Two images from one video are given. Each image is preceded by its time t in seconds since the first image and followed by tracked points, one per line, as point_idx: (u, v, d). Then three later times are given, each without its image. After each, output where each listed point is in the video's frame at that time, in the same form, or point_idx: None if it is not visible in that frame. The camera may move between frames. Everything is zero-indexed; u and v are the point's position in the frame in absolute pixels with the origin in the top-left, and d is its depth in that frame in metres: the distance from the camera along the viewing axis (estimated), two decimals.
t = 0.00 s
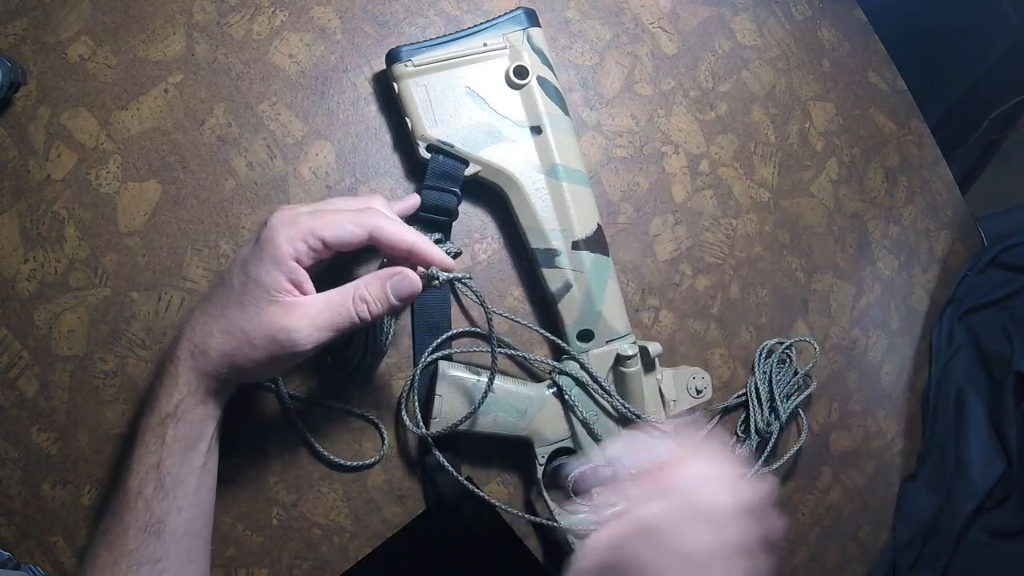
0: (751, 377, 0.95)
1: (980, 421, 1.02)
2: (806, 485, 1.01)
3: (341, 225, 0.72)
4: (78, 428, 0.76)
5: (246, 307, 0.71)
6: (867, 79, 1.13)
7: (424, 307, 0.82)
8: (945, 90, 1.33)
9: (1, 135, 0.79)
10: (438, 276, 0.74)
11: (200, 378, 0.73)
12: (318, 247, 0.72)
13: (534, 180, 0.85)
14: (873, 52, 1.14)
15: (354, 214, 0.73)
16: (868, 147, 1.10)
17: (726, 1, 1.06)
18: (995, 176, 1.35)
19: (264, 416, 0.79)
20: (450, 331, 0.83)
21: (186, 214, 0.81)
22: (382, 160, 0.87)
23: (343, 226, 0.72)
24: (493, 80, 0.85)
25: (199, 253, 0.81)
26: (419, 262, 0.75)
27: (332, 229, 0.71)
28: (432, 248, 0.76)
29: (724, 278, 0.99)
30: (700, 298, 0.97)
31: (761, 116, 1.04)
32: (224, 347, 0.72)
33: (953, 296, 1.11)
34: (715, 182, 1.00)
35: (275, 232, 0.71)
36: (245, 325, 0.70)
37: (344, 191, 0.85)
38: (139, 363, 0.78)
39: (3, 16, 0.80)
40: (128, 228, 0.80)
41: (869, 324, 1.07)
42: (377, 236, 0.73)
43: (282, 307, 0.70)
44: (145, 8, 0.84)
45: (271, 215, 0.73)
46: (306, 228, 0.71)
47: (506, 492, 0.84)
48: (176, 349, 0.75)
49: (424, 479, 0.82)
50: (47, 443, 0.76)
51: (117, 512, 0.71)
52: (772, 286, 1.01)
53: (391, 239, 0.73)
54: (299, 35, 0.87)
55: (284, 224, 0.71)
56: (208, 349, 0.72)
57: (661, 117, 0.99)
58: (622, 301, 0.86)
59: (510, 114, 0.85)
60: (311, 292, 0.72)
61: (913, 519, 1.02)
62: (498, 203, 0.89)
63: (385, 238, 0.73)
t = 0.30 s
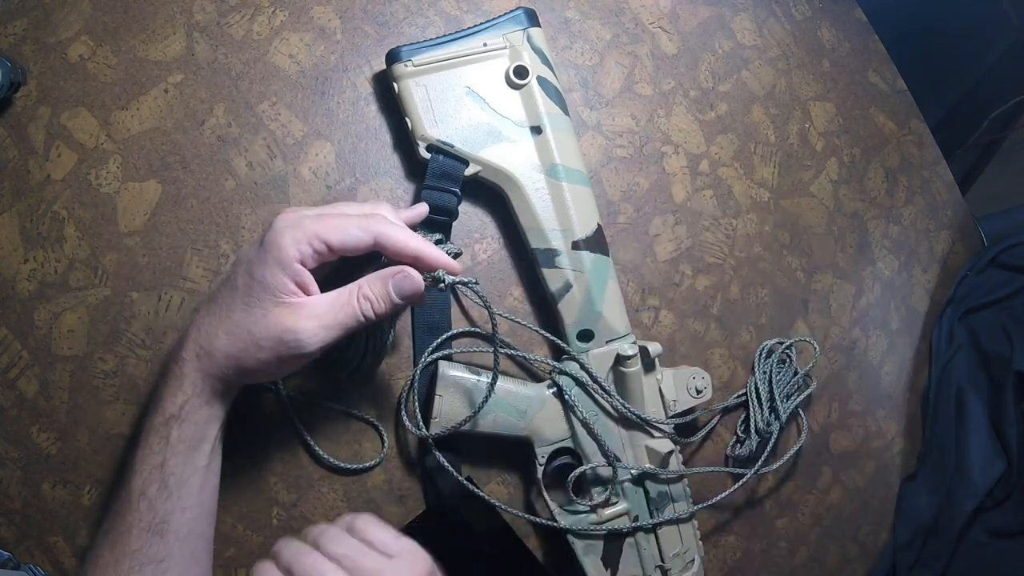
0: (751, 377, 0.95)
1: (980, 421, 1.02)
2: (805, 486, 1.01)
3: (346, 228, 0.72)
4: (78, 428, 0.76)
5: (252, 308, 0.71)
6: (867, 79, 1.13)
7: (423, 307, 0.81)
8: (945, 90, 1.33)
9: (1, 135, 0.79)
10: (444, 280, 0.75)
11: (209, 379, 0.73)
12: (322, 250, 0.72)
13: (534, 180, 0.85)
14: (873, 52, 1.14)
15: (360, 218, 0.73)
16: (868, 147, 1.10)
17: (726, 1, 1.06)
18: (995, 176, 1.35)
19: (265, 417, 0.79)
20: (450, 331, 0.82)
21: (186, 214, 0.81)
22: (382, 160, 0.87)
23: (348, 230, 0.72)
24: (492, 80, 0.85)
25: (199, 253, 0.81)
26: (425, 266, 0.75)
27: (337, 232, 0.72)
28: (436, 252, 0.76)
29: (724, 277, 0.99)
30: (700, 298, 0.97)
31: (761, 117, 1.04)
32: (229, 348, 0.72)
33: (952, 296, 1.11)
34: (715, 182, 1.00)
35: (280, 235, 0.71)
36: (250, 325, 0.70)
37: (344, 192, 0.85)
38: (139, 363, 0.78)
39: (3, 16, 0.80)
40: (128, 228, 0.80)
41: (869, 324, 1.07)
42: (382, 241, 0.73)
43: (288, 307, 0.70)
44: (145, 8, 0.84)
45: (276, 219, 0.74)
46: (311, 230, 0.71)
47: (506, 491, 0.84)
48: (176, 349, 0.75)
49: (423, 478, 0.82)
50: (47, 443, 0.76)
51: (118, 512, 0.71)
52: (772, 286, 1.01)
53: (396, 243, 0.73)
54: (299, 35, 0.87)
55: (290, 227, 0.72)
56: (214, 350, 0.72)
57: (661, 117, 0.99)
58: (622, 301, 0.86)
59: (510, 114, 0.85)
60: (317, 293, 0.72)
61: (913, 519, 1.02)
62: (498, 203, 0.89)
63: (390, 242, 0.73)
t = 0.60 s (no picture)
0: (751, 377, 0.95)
1: (981, 421, 1.03)
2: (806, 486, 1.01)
3: (346, 227, 0.72)
4: (78, 428, 0.76)
5: (265, 315, 0.72)
6: (867, 79, 1.13)
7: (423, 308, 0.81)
8: (945, 90, 1.33)
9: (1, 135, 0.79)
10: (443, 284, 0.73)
11: (218, 385, 0.74)
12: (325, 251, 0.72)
13: (534, 180, 0.85)
14: (872, 52, 1.14)
15: (359, 216, 0.73)
16: (868, 147, 1.10)
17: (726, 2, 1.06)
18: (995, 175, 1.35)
19: (265, 418, 0.79)
20: (450, 331, 0.83)
21: (186, 214, 0.81)
22: (382, 160, 0.87)
23: (348, 229, 0.72)
24: (492, 80, 0.85)
25: (199, 253, 0.81)
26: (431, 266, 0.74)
27: (336, 232, 0.72)
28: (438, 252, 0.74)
29: (724, 277, 0.99)
30: (700, 298, 0.97)
31: (761, 117, 1.04)
32: (247, 358, 0.73)
33: (952, 296, 1.11)
34: (715, 182, 1.00)
35: (284, 242, 0.71)
36: (265, 333, 0.72)
37: (344, 191, 0.85)
38: (139, 363, 0.78)
39: (3, 16, 0.80)
40: (128, 228, 0.80)
41: (869, 324, 1.07)
42: (383, 237, 0.72)
43: (302, 313, 0.71)
44: (145, 8, 0.84)
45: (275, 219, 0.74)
46: (313, 236, 0.71)
47: (506, 491, 0.84)
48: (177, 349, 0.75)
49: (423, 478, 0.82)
50: (47, 443, 0.76)
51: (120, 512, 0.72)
52: (772, 286, 1.01)
53: (397, 239, 0.72)
54: (299, 35, 0.87)
55: (290, 229, 0.71)
56: (226, 358, 0.73)
57: (661, 117, 0.99)
58: (622, 301, 0.86)
59: (510, 114, 0.85)
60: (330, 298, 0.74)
61: (913, 519, 1.02)
62: (498, 203, 0.89)
63: (390, 237, 0.72)
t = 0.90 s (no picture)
0: (751, 377, 0.95)
1: (980, 421, 1.03)
2: (806, 486, 1.01)
3: (336, 227, 0.67)
4: (78, 428, 0.76)
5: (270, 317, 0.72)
6: (867, 79, 1.13)
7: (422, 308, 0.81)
8: (945, 90, 1.33)
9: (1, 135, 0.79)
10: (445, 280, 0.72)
11: (227, 389, 0.74)
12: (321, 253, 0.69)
13: (534, 180, 0.85)
14: (873, 52, 1.14)
15: (348, 211, 0.67)
16: (868, 147, 1.10)
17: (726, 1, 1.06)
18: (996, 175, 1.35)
19: (267, 417, 0.80)
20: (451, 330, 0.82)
21: (186, 214, 0.81)
22: (382, 160, 0.87)
23: (340, 229, 0.67)
24: (493, 81, 0.85)
25: (199, 253, 0.81)
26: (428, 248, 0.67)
27: (329, 234, 0.67)
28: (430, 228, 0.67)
29: (725, 278, 0.99)
30: (701, 298, 0.97)
31: (761, 117, 1.04)
32: (261, 361, 0.73)
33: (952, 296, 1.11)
34: (715, 182, 1.00)
35: (278, 248, 0.68)
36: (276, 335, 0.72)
37: (344, 191, 0.85)
38: (139, 363, 0.78)
39: (3, 16, 0.80)
40: (128, 228, 0.80)
41: (869, 324, 1.07)
42: (375, 231, 0.67)
43: (312, 312, 0.71)
44: (145, 8, 0.84)
45: (265, 222, 0.70)
46: (305, 239, 0.68)
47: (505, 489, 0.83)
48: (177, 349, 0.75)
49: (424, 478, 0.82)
50: (47, 443, 0.76)
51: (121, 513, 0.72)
52: (773, 286, 1.01)
53: (390, 231, 0.67)
54: (299, 35, 0.87)
55: (282, 235, 0.68)
56: (225, 359, 0.73)
57: (661, 117, 0.99)
58: (622, 301, 0.86)
59: (510, 114, 0.85)
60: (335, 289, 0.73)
61: (913, 519, 1.02)
62: (498, 203, 0.89)
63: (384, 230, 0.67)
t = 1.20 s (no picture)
0: (751, 377, 0.95)
1: (980, 421, 1.03)
2: (806, 486, 1.01)
3: (335, 234, 0.64)
4: (78, 428, 0.76)
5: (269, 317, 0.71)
6: (867, 79, 1.13)
7: (422, 307, 0.81)
8: (944, 90, 1.33)
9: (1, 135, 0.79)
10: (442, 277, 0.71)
11: (230, 390, 0.74)
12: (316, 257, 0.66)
13: (534, 180, 0.85)
14: (873, 52, 1.14)
15: (346, 219, 0.64)
16: (868, 147, 1.10)
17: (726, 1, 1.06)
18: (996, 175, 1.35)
19: (268, 415, 0.80)
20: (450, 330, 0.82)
21: (186, 214, 0.81)
22: (382, 160, 0.87)
23: (336, 236, 0.64)
24: (493, 81, 0.85)
25: (199, 253, 0.81)
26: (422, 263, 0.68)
27: (325, 240, 0.64)
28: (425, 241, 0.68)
29: (724, 277, 0.99)
30: (701, 298, 0.97)
31: (761, 117, 1.04)
32: (259, 361, 0.72)
33: (952, 296, 1.11)
34: (715, 182, 1.00)
35: (270, 251, 0.65)
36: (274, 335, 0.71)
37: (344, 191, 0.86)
38: (140, 363, 0.78)
39: (3, 16, 0.80)
40: (128, 228, 0.80)
41: (869, 324, 1.07)
42: (374, 242, 0.65)
43: (308, 308, 0.69)
44: (145, 8, 0.84)
45: (252, 221, 0.66)
46: (299, 244, 0.64)
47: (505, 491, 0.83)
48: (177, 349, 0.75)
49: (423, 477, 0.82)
50: (47, 443, 0.76)
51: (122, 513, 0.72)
52: (773, 286, 1.01)
53: (391, 242, 0.65)
54: (299, 35, 0.87)
55: (275, 237, 0.64)
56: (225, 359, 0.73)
57: (661, 117, 0.99)
58: (622, 301, 0.86)
59: (510, 114, 0.85)
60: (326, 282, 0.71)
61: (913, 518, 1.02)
62: (498, 203, 0.89)
63: (384, 241, 0.65)
